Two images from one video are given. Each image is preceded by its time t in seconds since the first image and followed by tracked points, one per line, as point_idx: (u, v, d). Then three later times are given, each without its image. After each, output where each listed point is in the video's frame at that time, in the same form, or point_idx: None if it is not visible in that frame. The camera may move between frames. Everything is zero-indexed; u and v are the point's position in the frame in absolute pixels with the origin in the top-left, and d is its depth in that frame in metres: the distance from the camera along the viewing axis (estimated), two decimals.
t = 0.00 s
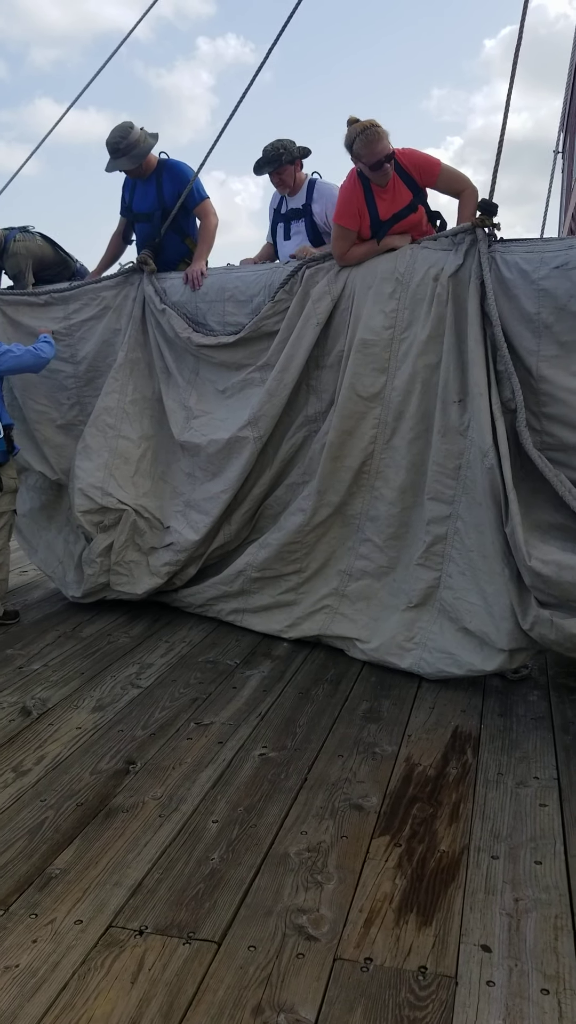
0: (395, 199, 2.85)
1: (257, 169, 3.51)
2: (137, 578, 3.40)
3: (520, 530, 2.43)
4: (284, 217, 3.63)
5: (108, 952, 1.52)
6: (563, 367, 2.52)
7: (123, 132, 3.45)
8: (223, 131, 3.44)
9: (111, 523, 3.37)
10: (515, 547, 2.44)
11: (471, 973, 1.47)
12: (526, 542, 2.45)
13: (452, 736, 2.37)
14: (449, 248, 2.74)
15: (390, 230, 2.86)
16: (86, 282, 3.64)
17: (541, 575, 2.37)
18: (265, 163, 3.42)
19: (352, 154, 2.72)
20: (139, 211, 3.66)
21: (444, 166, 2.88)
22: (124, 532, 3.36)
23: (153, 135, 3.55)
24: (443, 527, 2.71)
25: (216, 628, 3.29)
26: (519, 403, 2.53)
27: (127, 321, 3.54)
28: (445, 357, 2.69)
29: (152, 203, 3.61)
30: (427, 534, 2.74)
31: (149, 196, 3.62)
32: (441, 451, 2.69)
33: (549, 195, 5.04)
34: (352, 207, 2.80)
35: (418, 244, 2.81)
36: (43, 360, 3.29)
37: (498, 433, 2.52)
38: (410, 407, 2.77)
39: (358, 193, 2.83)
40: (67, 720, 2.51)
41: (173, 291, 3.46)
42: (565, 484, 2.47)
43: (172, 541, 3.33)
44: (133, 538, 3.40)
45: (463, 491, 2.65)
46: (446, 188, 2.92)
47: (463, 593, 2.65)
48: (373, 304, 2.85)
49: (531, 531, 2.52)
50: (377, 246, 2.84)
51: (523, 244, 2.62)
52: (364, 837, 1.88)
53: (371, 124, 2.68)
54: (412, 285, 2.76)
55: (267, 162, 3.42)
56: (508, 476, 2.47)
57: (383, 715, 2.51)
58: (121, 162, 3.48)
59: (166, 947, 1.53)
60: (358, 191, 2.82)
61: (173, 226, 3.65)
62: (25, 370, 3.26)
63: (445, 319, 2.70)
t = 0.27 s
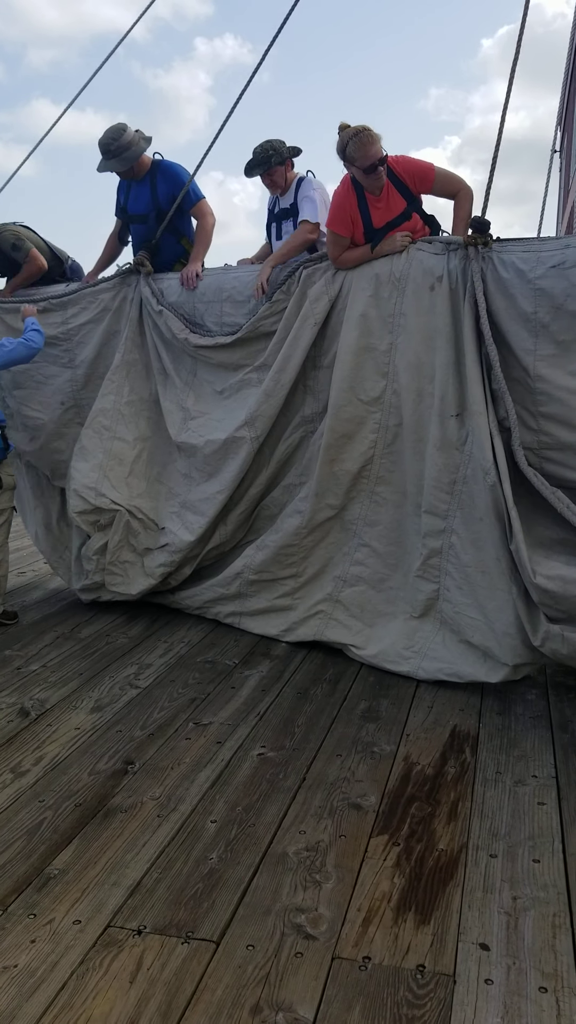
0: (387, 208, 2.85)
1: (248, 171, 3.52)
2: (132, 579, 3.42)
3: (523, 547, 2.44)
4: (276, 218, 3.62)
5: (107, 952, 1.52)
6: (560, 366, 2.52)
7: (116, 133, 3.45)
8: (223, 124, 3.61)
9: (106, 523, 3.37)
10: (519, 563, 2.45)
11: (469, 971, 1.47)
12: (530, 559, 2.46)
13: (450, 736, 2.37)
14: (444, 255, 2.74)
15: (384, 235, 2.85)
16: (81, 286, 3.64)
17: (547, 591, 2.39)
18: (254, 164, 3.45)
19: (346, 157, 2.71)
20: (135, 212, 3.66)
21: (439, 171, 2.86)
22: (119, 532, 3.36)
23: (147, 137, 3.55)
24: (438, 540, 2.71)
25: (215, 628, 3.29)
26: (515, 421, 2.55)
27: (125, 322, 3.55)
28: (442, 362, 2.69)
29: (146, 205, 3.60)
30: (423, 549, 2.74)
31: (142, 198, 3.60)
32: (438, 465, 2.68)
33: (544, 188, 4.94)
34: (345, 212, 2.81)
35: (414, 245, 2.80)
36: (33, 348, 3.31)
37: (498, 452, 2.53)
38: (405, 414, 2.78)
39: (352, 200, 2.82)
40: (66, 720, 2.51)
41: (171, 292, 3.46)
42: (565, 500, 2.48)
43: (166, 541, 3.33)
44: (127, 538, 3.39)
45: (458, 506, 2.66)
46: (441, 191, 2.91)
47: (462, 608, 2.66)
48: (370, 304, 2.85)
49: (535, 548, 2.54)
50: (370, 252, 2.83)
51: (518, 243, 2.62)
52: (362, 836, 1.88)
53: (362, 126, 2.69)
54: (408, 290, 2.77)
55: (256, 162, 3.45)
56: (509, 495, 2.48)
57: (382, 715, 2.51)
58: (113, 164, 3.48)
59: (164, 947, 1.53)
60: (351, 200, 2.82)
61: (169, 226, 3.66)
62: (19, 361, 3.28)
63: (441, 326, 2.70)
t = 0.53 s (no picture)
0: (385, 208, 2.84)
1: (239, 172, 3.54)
2: (132, 578, 3.43)
3: (523, 550, 2.44)
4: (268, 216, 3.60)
5: (106, 952, 1.52)
6: (558, 365, 2.52)
7: (109, 135, 3.44)
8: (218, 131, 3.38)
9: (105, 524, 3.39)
10: (518, 565, 2.45)
11: (469, 970, 1.47)
12: (530, 561, 2.46)
13: (449, 734, 2.37)
14: (441, 254, 2.74)
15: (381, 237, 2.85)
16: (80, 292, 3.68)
17: (547, 593, 2.39)
18: (245, 164, 3.47)
19: (343, 161, 2.71)
20: (131, 214, 3.66)
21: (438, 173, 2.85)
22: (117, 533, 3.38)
23: (141, 137, 3.54)
24: (436, 541, 2.70)
25: (214, 628, 3.28)
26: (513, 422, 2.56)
27: (124, 323, 3.55)
28: (440, 361, 2.69)
29: (141, 206, 3.61)
30: (420, 550, 2.74)
31: (138, 198, 3.62)
32: (436, 466, 2.68)
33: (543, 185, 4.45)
34: (341, 214, 2.80)
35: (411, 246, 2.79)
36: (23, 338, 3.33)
37: (497, 453, 2.54)
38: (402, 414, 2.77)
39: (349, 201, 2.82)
40: (65, 721, 2.51)
41: (169, 292, 3.46)
42: (564, 500, 2.48)
43: (160, 541, 3.32)
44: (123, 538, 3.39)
45: (457, 507, 2.65)
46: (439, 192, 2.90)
47: (461, 608, 2.66)
48: (368, 303, 2.85)
49: (535, 549, 2.54)
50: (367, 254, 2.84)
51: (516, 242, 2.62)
52: (362, 836, 1.88)
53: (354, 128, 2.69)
54: (406, 289, 2.77)
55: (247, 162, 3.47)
56: (508, 497, 2.48)
57: (381, 714, 2.51)
58: (106, 165, 3.47)
59: (164, 947, 1.53)
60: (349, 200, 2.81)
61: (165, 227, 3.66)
62: (9, 351, 3.29)
63: (439, 324, 2.70)
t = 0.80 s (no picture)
0: (383, 207, 2.84)
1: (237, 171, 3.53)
2: (132, 579, 3.42)
3: (521, 550, 2.44)
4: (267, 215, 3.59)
5: (105, 952, 1.51)
6: (557, 364, 2.52)
7: (105, 136, 3.45)
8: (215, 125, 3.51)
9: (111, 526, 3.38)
10: (517, 565, 2.45)
11: (468, 970, 1.47)
12: (529, 562, 2.45)
13: (449, 734, 2.37)
14: (439, 254, 2.74)
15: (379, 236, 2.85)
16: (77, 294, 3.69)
17: (546, 593, 2.39)
18: (242, 164, 3.48)
19: (342, 159, 2.71)
20: (127, 216, 3.66)
21: (437, 174, 2.85)
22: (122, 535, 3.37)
23: (137, 138, 3.55)
24: (435, 540, 2.70)
25: (213, 628, 3.28)
26: (511, 424, 2.56)
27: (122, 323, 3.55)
28: (438, 361, 2.69)
29: (137, 207, 3.61)
30: (419, 549, 2.74)
31: (133, 199, 3.61)
32: (434, 466, 2.67)
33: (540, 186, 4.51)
34: (339, 213, 2.82)
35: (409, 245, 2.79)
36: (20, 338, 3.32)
37: (494, 454, 2.54)
38: (400, 414, 2.76)
39: (347, 200, 2.82)
40: (64, 721, 2.51)
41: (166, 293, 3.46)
42: (562, 500, 2.48)
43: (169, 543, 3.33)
44: (131, 541, 3.39)
45: (455, 506, 2.65)
46: (437, 193, 2.90)
47: (460, 608, 2.66)
48: (366, 303, 2.85)
49: (533, 550, 2.54)
50: (365, 253, 2.84)
51: (514, 242, 2.62)
52: (362, 835, 1.88)
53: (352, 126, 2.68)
54: (404, 289, 2.76)
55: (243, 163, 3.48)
56: (507, 497, 2.48)
57: (380, 713, 2.51)
58: (102, 167, 3.47)
59: (163, 947, 1.53)
60: (347, 199, 2.81)
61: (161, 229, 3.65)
62: (6, 350, 3.27)
63: (437, 324, 2.70)
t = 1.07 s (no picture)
0: (386, 206, 2.83)
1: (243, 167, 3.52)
2: (134, 577, 3.42)
3: (524, 549, 2.43)
4: (272, 212, 3.59)
5: (108, 951, 1.51)
6: (560, 362, 2.51)
7: (104, 136, 3.45)
8: (220, 120, 3.40)
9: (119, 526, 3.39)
10: (520, 565, 2.44)
11: (470, 969, 1.46)
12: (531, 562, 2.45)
13: (451, 733, 2.37)
14: (442, 252, 2.73)
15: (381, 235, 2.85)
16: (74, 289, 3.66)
17: (549, 593, 2.39)
18: (248, 161, 3.47)
19: (344, 157, 2.70)
20: (129, 215, 3.67)
21: (440, 173, 2.84)
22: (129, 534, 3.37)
23: (136, 136, 3.54)
24: (437, 539, 2.70)
25: (215, 627, 3.28)
26: (513, 422, 2.55)
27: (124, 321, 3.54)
28: (441, 359, 2.68)
29: (139, 206, 3.62)
30: (421, 547, 2.73)
31: (135, 198, 3.62)
32: (437, 464, 2.67)
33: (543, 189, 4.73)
34: (341, 211, 2.81)
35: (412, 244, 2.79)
36: (24, 331, 3.32)
37: (497, 453, 2.53)
38: (402, 411, 2.76)
39: (349, 199, 2.82)
40: (65, 720, 2.50)
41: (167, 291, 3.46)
42: (565, 499, 2.47)
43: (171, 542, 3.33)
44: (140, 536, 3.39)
45: (458, 505, 2.65)
46: (440, 192, 2.89)
47: (462, 606, 2.65)
48: (369, 301, 2.84)
49: (536, 549, 2.53)
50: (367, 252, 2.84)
51: (517, 240, 2.61)
52: (364, 834, 1.88)
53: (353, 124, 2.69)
54: (407, 286, 2.76)
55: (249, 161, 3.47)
56: (509, 496, 2.47)
57: (382, 712, 2.51)
58: (102, 166, 3.47)
59: (165, 946, 1.52)
60: (350, 198, 2.81)
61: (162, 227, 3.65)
62: (12, 344, 3.27)
63: (440, 322, 2.69)
